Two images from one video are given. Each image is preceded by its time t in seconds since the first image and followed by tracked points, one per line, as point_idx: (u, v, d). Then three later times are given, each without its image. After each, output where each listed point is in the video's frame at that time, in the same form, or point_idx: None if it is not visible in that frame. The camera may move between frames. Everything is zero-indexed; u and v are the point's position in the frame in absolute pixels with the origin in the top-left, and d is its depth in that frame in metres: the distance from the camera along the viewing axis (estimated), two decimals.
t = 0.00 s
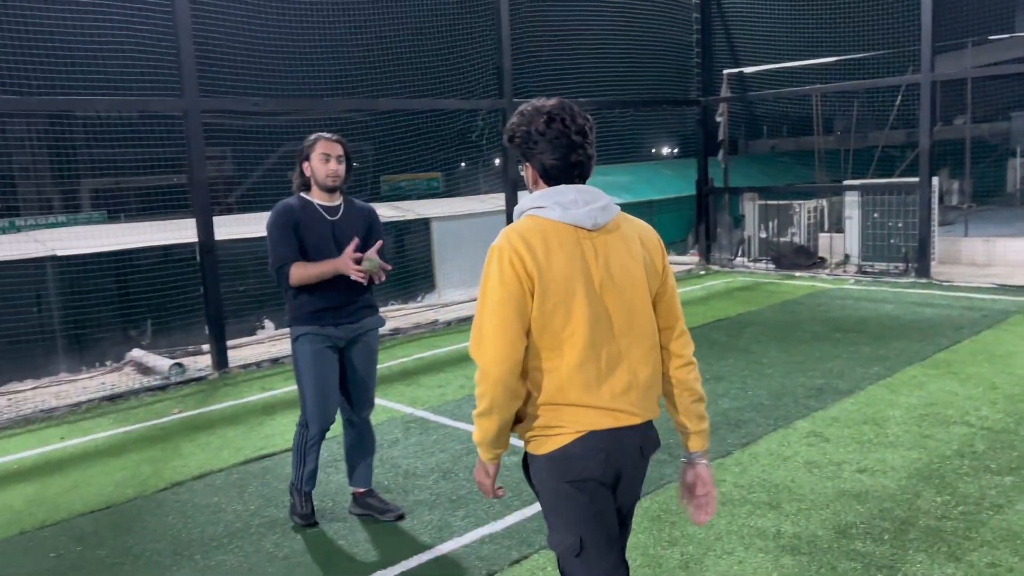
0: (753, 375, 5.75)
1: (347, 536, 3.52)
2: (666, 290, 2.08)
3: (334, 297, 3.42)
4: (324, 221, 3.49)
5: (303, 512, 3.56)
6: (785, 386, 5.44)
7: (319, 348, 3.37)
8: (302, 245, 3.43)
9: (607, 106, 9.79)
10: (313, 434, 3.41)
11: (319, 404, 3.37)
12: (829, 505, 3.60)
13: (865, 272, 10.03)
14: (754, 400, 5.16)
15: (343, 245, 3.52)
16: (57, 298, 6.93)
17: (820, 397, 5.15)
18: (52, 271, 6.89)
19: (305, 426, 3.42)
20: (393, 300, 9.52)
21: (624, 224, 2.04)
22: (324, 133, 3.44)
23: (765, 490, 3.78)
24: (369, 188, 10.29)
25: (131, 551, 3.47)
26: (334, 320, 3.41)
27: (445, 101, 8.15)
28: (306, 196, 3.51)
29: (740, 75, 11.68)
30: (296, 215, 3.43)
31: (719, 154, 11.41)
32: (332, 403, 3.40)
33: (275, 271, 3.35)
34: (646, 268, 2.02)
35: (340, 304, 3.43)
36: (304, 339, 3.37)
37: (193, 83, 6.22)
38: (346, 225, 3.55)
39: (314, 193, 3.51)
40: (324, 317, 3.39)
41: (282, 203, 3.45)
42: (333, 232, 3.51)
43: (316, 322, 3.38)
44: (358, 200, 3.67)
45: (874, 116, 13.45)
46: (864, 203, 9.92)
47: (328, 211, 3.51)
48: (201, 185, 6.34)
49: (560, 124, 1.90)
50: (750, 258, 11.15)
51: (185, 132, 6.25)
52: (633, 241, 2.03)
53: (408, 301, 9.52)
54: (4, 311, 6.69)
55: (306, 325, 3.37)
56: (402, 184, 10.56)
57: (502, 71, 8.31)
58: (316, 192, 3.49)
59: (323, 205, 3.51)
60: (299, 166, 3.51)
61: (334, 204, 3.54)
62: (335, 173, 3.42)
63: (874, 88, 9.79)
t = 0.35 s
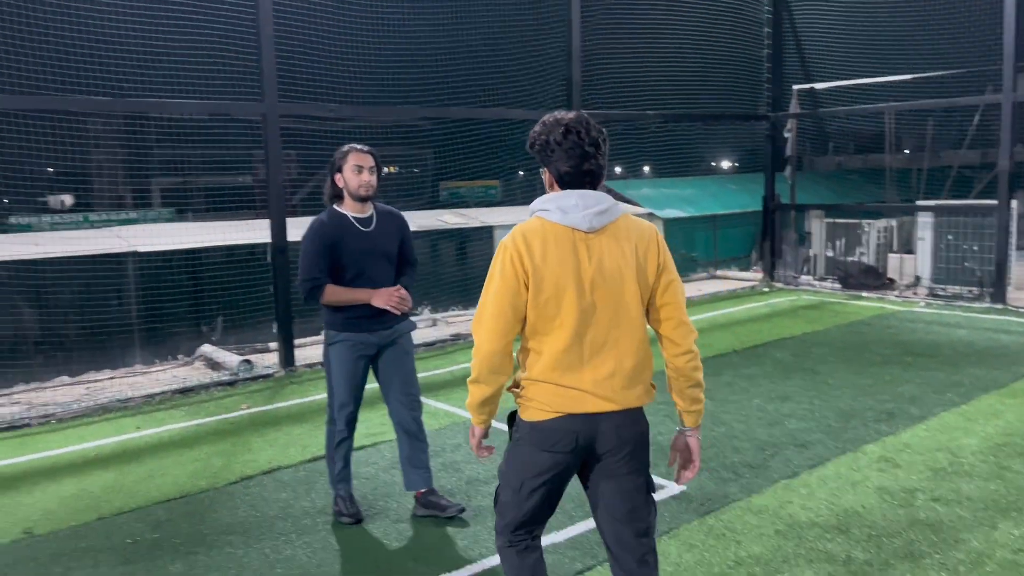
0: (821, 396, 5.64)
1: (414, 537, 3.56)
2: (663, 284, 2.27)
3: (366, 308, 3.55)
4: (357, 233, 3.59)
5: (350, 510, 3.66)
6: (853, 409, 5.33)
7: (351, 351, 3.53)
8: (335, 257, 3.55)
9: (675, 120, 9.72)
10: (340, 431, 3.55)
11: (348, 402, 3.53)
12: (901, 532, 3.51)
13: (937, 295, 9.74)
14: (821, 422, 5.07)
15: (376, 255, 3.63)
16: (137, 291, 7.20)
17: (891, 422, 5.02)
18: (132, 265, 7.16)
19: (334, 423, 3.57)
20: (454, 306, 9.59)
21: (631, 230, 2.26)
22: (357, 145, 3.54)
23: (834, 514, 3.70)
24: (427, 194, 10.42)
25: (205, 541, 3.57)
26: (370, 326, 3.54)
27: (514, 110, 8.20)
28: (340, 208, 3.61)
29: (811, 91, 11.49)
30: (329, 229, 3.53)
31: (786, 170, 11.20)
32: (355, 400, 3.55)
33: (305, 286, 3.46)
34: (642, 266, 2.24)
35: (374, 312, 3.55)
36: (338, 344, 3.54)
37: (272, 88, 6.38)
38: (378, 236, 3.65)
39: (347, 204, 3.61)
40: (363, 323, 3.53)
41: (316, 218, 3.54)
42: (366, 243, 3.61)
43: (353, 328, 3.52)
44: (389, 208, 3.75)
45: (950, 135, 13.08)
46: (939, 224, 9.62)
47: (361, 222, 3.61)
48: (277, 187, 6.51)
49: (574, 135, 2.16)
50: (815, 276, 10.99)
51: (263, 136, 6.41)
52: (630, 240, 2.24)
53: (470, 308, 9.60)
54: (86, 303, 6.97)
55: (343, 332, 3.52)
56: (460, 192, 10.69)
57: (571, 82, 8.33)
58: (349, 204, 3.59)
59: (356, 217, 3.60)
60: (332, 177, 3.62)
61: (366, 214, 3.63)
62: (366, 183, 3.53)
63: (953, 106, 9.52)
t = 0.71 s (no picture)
0: (854, 420, 5.53)
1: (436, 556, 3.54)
2: (497, 296, 1.98)
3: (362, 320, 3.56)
4: (356, 248, 3.63)
5: (375, 529, 3.60)
6: (886, 434, 5.22)
7: (363, 361, 3.54)
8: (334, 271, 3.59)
9: (707, 140, 9.68)
10: (358, 443, 3.51)
11: (365, 409, 3.53)
12: (935, 562, 3.42)
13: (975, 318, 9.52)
14: (853, 447, 4.98)
15: (375, 268, 3.65)
16: (170, 307, 7.29)
17: (926, 448, 4.91)
18: (166, 281, 7.27)
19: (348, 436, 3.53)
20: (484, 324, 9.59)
21: (479, 239, 2.04)
22: (369, 168, 3.55)
23: (866, 542, 3.62)
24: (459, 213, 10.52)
25: (229, 557, 3.59)
26: (376, 336, 3.57)
27: (544, 130, 8.22)
28: (340, 225, 3.65)
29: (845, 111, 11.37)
30: (327, 245, 3.58)
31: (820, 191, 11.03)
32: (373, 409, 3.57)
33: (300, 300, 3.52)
34: (469, 278, 2.00)
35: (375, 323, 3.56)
36: (350, 355, 3.54)
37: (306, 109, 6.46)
38: (378, 249, 3.68)
39: (347, 221, 3.65)
40: (370, 334, 3.55)
41: (315, 235, 3.60)
42: (365, 257, 3.64)
43: (359, 338, 3.54)
44: (389, 223, 3.80)
45: (989, 156, 12.87)
46: (976, 246, 9.55)
47: (360, 238, 3.65)
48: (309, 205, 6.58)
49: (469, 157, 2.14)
50: (849, 297, 10.86)
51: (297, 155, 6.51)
52: (468, 252, 2.04)
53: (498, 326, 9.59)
54: (121, 318, 7.08)
55: (348, 342, 3.54)
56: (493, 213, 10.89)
57: (601, 103, 8.33)
58: (349, 221, 3.62)
59: (356, 232, 3.64)
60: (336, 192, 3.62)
61: (365, 232, 3.66)
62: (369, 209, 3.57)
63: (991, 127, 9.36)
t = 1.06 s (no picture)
0: (845, 429, 5.49)
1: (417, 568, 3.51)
2: (271, 317, 1.90)
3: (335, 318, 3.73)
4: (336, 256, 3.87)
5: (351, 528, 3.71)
6: (877, 443, 5.18)
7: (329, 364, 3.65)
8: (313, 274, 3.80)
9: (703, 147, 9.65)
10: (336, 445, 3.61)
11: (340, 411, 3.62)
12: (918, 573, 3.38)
13: (973, 325, 9.47)
14: (843, 456, 4.93)
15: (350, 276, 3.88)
16: (163, 315, 7.30)
17: (916, 457, 4.87)
18: (158, 289, 7.28)
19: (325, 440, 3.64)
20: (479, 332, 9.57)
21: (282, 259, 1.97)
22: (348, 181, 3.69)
23: (850, 553, 3.58)
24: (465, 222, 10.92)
25: (207, 567, 3.57)
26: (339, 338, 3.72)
27: (538, 138, 8.20)
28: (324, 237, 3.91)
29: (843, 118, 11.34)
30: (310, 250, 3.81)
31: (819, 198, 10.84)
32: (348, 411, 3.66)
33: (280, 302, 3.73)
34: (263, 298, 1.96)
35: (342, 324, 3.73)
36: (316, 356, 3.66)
37: (297, 118, 6.45)
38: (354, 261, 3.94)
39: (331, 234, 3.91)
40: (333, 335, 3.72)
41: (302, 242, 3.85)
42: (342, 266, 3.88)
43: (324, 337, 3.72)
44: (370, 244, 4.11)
45: (989, 162, 12.80)
46: (974, 252, 9.47)
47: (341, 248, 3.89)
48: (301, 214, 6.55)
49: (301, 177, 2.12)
50: (848, 305, 10.73)
51: (289, 163, 6.50)
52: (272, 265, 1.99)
53: (493, 334, 9.57)
54: (113, 326, 7.10)
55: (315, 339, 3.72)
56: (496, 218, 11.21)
57: (596, 111, 8.32)
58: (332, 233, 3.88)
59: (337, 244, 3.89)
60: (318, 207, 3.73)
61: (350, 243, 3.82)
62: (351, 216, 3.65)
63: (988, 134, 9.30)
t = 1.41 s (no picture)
0: (862, 440, 5.41)
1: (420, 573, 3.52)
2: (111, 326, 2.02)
3: (339, 321, 3.86)
4: (344, 257, 3.94)
5: (321, 515, 3.95)
6: (895, 454, 5.10)
7: (330, 359, 3.85)
8: (322, 273, 3.89)
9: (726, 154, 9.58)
10: (321, 438, 3.81)
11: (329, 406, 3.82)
12: None
13: (1002, 336, 9.29)
14: (858, 467, 4.86)
15: (357, 280, 3.96)
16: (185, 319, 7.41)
17: (934, 470, 4.78)
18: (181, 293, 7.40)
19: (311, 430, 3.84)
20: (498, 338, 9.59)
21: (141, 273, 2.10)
22: (356, 182, 3.85)
23: (859, 566, 3.53)
24: (491, 228, 11.36)
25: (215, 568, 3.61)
26: (341, 339, 3.88)
27: (558, 145, 8.21)
28: (334, 233, 3.97)
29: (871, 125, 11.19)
30: (319, 248, 3.90)
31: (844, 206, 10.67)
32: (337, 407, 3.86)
33: (288, 292, 3.82)
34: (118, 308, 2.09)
35: (343, 327, 3.88)
36: (317, 351, 3.85)
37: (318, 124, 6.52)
38: (363, 263, 4.00)
39: (341, 231, 3.97)
40: (335, 334, 3.87)
41: (312, 237, 3.94)
42: (350, 268, 3.95)
43: (327, 338, 3.85)
44: (381, 245, 4.14)
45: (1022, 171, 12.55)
46: (1003, 262, 9.29)
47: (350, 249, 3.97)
48: (320, 220, 6.59)
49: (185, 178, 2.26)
50: (873, 314, 10.54)
51: (309, 169, 6.57)
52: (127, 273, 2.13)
53: (513, 340, 9.59)
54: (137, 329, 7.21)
55: (317, 339, 3.86)
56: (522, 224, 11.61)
57: (616, 117, 8.31)
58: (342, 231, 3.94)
59: (346, 243, 3.97)
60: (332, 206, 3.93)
61: (357, 243, 3.99)
62: (360, 219, 3.82)
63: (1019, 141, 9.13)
